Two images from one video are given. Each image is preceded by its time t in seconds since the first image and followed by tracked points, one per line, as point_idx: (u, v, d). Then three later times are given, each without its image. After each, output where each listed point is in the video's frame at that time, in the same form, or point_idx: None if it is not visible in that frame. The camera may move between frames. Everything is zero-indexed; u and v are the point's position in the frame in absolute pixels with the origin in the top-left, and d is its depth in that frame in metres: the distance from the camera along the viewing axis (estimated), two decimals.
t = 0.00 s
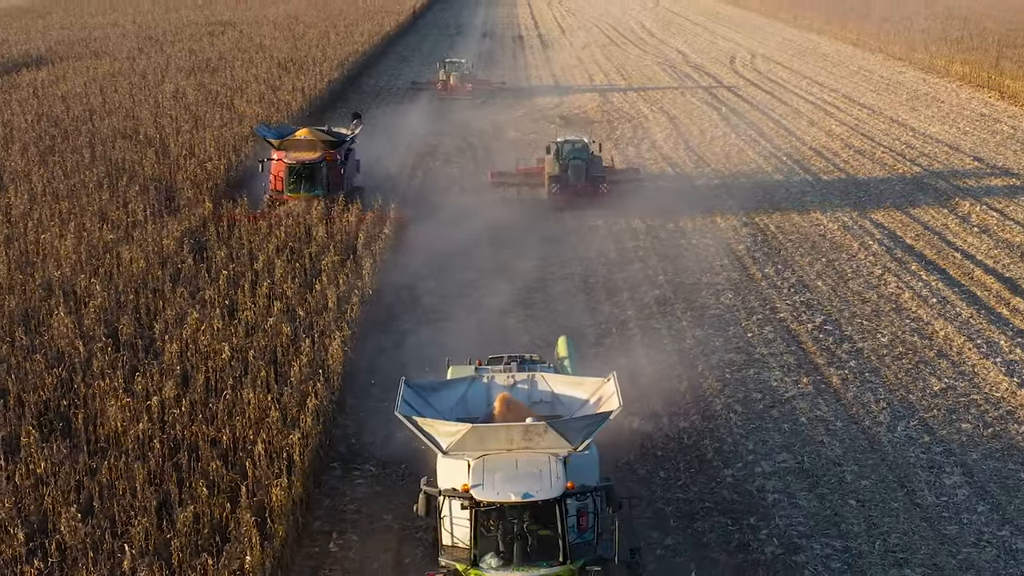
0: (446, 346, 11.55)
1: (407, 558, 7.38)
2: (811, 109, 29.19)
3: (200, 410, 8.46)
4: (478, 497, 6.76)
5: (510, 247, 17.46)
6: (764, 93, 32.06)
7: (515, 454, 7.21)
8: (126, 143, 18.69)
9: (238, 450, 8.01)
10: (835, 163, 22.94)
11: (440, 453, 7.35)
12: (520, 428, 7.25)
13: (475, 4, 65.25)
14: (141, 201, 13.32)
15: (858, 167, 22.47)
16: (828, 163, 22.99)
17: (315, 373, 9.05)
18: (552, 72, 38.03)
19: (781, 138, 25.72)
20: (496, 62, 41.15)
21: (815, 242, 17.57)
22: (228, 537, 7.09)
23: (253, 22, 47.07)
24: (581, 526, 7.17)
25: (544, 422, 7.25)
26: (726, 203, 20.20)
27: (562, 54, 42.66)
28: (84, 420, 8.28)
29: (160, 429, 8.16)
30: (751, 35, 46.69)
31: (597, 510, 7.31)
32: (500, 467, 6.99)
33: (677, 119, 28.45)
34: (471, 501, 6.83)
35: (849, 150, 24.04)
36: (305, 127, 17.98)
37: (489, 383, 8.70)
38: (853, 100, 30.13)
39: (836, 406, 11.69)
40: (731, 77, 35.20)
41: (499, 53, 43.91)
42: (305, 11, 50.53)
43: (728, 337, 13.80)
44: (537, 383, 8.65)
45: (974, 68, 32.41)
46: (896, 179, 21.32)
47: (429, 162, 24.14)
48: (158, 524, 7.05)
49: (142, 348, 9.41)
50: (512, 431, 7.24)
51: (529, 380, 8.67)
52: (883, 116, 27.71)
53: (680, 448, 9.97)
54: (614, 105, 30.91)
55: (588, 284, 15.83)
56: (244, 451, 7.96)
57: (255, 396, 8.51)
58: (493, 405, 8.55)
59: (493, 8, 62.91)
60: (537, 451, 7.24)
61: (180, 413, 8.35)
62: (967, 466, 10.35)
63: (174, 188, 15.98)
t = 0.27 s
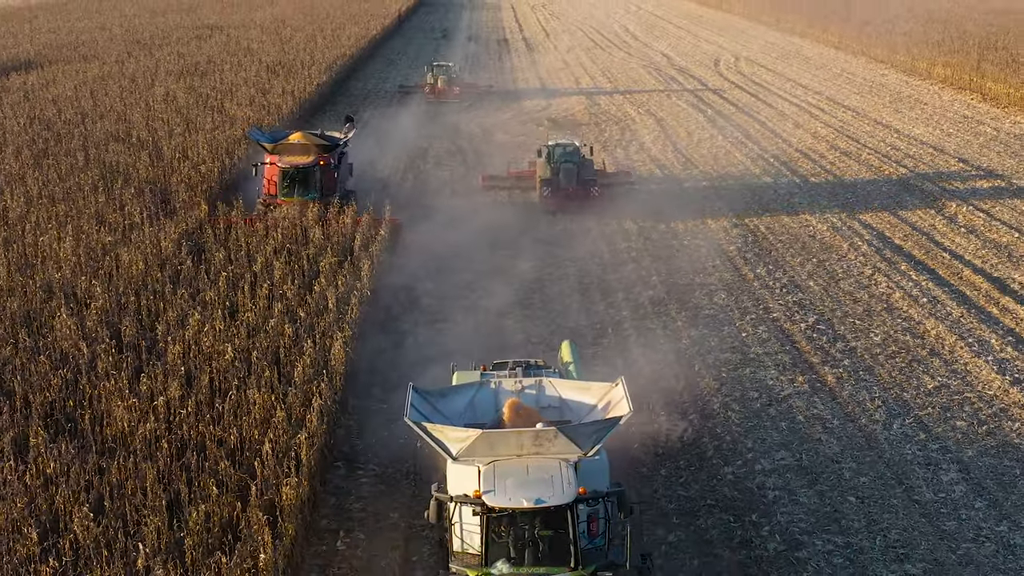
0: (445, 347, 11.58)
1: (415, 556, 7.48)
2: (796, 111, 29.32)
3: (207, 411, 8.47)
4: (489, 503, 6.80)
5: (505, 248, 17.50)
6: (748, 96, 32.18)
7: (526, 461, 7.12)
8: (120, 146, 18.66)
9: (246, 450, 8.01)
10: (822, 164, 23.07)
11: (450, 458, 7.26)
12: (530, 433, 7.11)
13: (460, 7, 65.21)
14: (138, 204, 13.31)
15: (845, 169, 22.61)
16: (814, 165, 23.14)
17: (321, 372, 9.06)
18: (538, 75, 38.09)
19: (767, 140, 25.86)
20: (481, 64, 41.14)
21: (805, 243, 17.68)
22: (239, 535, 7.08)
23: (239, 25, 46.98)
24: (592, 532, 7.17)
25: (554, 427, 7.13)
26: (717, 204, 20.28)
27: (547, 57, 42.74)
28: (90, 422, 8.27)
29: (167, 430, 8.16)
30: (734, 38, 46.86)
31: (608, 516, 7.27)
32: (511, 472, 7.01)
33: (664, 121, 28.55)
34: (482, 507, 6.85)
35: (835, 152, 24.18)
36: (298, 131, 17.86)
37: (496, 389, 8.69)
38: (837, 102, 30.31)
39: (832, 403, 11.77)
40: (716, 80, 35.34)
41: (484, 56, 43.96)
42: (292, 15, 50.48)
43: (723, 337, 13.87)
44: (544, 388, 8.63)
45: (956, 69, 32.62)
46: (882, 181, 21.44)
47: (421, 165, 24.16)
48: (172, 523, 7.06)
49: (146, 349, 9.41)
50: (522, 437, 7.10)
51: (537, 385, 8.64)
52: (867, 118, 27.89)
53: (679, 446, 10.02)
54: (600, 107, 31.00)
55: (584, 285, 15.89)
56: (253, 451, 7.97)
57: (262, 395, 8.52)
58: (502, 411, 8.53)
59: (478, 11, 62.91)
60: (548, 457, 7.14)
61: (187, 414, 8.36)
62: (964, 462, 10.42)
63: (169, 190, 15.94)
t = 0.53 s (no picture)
0: (443, 347, 11.60)
1: (421, 554, 7.52)
2: (781, 114, 29.44)
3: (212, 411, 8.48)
4: (501, 510, 6.70)
5: (499, 250, 17.51)
6: (733, 98, 32.30)
7: (537, 466, 7.07)
8: (114, 149, 18.61)
9: (254, 449, 8.03)
10: (809, 166, 23.19)
11: (461, 464, 7.21)
12: (541, 439, 7.06)
13: (445, 11, 65.20)
14: (134, 206, 13.29)
15: (831, 170, 22.74)
16: (801, 166, 23.26)
17: (324, 372, 9.07)
18: (525, 78, 38.13)
19: (754, 142, 25.97)
20: (467, 68, 41.14)
21: (795, 244, 17.76)
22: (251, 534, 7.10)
23: (227, 29, 46.87)
24: (603, 538, 7.14)
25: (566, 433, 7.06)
26: (708, 206, 20.35)
27: (532, 60, 42.78)
28: (97, 423, 8.27)
29: (174, 431, 8.17)
30: (718, 41, 47.01)
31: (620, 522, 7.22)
32: (523, 479, 6.92)
33: (651, 124, 28.63)
34: (494, 514, 6.76)
35: (821, 154, 24.31)
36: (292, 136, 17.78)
37: (505, 395, 8.65)
38: (822, 105, 30.47)
39: (827, 402, 11.84)
40: (700, 83, 35.46)
41: (470, 59, 43.97)
42: (279, 18, 50.39)
43: (717, 337, 13.92)
44: (552, 394, 8.60)
45: (937, 72, 32.83)
46: (869, 182, 21.55)
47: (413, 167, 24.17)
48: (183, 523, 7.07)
49: (150, 350, 9.41)
50: (533, 443, 7.06)
51: (545, 391, 8.61)
52: (851, 120, 28.04)
53: (678, 445, 10.07)
54: (587, 110, 31.08)
55: (579, 285, 15.93)
56: (260, 450, 7.99)
57: (266, 396, 8.54)
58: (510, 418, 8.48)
59: (463, 15, 62.92)
60: (559, 463, 7.10)
61: (192, 415, 8.36)
62: (960, 459, 10.48)
63: (164, 193, 15.89)
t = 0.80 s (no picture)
0: (441, 348, 11.61)
1: (428, 552, 7.57)
2: (766, 116, 29.54)
3: (218, 411, 8.49)
4: (514, 517, 6.73)
5: (493, 252, 17.53)
6: (718, 101, 32.39)
7: (548, 473, 7.03)
8: (107, 152, 18.55)
9: (261, 449, 8.05)
10: (796, 168, 23.29)
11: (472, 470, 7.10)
12: (553, 446, 6.93)
13: (429, 14, 65.11)
14: (129, 209, 13.26)
15: (818, 172, 22.85)
16: (787, 168, 23.35)
17: (325, 372, 9.09)
18: (511, 80, 38.16)
19: (740, 144, 26.07)
20: (453, 71, 41.11)
21: (786, 245, 17.85)
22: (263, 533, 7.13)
23: (213, 33, 46.74)
24: (614, 544, 7.05)
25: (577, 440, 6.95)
26: (699, 207, 20.41)
27: (518, 63, 42.81)
28: (103, 423, 8.27)
29: (181, 430, 8.18)
30: (702, 44, 47.12)
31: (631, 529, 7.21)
32: (535, 486, 6.92)
33: (638, 126, 28.70)
34: (508, 521, 6.77)
35: (807, 156, 24.43)
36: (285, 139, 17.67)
37: (513, 400, 8.55)
38: (807, 107, 30.61)
39: (822, 401, 11.90)
40: (685, 86, 35.55)
41: (456, 62, 43.96)
42: (265, 22, 50.28)
43: (712, 337, 13.97)
44: (561, 399, 8.50)
45: (919, 75, 33.04)
46: (856, 184, 21.66)
47: (405, 169, 24.17)
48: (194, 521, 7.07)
49: (153, 351, 9.42)
50: (545, 449, 6.93)
51: (554, 396, 8.51)
52: (836, 123, 28.17)
53: (678, 444, 10.11)
54: (574, 113, 31.13)
55: (574, 286, 15.98)
56: (269, 450, 8.01)
57: (271, 396, 8.55)
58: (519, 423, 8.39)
59: (448, 18, 62.89)
60: (570, 469, 7.04)
61: (197, 415, 8.37)
62: (955, 456, 10.55)
63: (158, 195, 15.83)
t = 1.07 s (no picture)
0: (439, 349, 11.62)
1: (434, 550, 7.62)
2: (751, 119, 29.65)
3: (224, 412, 8.51)
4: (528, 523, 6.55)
5: (488, 253, 17.55)
6: (703, 104, 32.50)
7: (559, 479, 6.92)
8: (100, 156, 18.51)
9: (268, 449, 8.07)
10: (783, 169, 23.40)
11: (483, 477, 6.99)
12: (565, 451, 6.87)
13: (413, 18, 65.08)
14: (124, 212, 13.24)
15: (805, 174, 22.96)
16: (775, 170, 23.44)
17: (328, 371, 9.09)
18: (498, 83, 38.21)
19: (727, 146, 26.17)
20: (440, 74, 41.12)
21: (776, 246, 17.93)
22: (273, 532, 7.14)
23: (200, 37, 46.65)
24: (626, 550, 6.97)
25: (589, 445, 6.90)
26: (690, 209, 20.47)
27: (504, 66, 42.86)
28: (109, 425, 8.27)
29: (188, 431, 8.19)
30: (686, 47, 47.27)
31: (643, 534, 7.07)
32: (547, 491, 6.78)
33: (625, 129, 28.78)
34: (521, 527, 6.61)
35: (793, 158, 24.55)
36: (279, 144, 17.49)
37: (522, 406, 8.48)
38: (791, 109, 30.77)
39: (818, 399, 11.98)
40: (670, 88, 35.67)
41: (443, 65, 43.98)
42: (251, 26, 50.21)
43: (706, 337, 14.03)
44: (570, 405, 8.44)
45: (901, 78, 33.28)
46: (842, 185, 21.76)
47: (397, 172, 24.18)
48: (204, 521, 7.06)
49: (157, 353, 9.43)
50: (557, 455, 6.88)
51: (563, 402, 8.45)
52: (820, 125, 28.32)
53: (677, 443, 10.15)
54: (562, 115, 31.19)
55: (569, 287, 16.03)
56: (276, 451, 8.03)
57: (275, 395, 8.56)
58: (528, 430, 8.32)
59: (433, 22, 62.90)
60: (582, 475, 6.95)
61: (202, 416, 8.36)
62: (950, 453, 10.61)
63: (152, 198, 15.78)
